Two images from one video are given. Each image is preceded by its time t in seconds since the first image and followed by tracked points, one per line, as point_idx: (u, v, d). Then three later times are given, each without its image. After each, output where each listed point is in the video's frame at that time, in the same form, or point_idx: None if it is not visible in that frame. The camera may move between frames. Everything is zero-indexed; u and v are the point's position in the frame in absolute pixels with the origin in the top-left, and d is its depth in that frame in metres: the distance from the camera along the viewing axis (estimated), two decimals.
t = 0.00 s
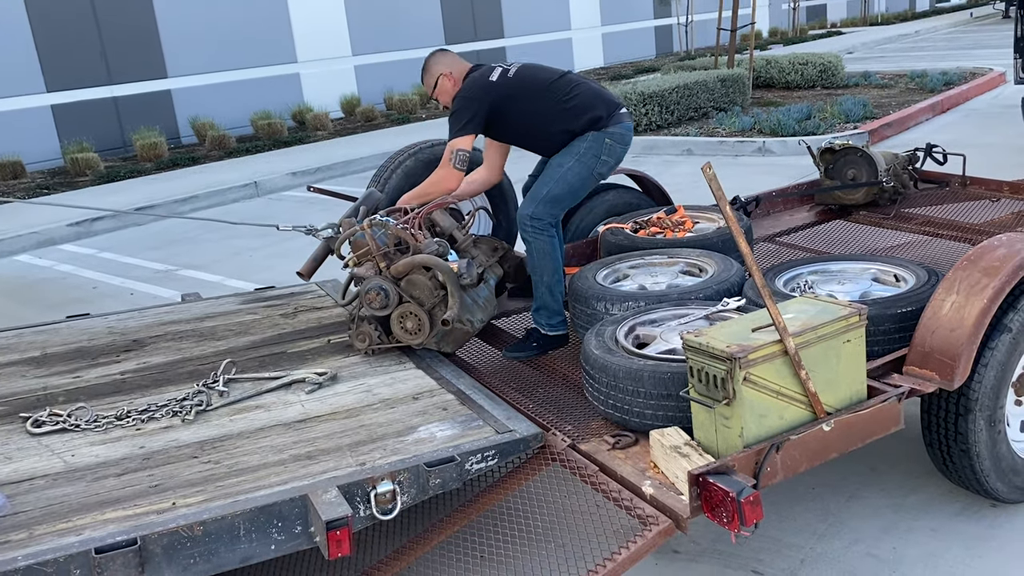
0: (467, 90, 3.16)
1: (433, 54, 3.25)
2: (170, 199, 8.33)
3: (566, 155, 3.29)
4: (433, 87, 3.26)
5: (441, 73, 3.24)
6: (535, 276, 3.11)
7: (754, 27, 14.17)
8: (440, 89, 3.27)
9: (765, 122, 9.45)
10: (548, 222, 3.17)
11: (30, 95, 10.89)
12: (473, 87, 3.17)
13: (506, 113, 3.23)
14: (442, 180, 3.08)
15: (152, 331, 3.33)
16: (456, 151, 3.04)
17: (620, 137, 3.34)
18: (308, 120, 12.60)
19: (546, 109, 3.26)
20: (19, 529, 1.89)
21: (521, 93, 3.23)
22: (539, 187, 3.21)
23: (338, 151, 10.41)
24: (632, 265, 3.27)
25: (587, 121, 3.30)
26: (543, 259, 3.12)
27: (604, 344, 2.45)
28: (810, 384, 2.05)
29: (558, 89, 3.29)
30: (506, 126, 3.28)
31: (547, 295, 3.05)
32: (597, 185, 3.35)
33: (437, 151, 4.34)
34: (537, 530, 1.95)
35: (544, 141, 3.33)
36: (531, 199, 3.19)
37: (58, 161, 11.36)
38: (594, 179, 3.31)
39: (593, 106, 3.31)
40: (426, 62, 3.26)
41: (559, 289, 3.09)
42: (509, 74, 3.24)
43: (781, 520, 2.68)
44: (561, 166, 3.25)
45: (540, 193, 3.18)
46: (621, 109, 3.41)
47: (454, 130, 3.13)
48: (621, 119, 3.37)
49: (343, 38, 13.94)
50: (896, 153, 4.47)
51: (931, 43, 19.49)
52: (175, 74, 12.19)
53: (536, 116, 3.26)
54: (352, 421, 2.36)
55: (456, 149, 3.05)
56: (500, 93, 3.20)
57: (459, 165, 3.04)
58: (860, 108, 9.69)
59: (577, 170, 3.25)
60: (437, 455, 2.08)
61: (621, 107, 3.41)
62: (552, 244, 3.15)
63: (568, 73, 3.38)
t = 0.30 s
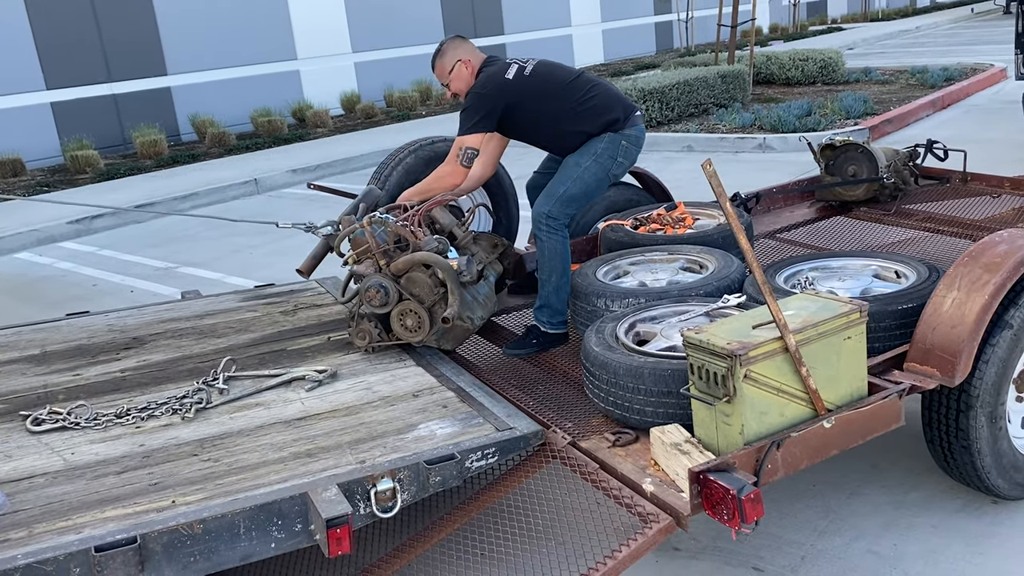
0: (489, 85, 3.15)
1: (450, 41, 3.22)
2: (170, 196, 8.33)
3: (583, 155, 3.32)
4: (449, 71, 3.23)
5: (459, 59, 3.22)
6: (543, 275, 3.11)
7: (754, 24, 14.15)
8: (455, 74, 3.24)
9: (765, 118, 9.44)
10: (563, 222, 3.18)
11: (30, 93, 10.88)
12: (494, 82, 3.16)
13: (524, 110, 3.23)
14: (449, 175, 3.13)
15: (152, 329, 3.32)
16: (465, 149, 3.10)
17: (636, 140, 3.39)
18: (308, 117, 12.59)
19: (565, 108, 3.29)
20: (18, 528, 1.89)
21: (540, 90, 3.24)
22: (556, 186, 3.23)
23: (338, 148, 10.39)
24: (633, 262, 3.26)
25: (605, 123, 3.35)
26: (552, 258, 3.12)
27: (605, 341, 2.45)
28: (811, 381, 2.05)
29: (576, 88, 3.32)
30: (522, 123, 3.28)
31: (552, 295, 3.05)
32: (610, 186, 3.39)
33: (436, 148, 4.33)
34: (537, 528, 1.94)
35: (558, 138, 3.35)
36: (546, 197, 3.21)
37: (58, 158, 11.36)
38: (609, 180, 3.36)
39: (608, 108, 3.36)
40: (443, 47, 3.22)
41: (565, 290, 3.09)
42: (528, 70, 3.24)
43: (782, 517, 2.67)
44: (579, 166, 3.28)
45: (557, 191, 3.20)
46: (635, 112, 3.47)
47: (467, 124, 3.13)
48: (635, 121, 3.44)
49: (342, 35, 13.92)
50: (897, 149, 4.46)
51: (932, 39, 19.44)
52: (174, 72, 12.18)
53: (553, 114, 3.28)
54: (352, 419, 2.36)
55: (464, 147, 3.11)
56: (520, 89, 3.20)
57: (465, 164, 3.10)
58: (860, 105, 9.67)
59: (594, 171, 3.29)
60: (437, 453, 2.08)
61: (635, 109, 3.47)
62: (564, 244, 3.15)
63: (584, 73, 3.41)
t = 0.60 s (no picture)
0: (485, 78, 3.12)
1: (439, 35, 3.15)
2: (171, 194, 8.32)
3: (578, 146, 3.30)
4: (443, 66, 3.17)
5: (453, 53, 3.15)
6: (544, 270, 3.10)
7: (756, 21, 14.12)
8: (450, 68, 3.18)
9: (767, 115, 9.42)
10: (563, 216, 3.17)
11: (31, 91, 10.88)
12: (489, 74, 3.13)
13: (520, 100, 3.21)
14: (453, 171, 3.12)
15: (152, 327, 3.32)
16: (464, 143, 3.08)
17: (630, 128, 3.38)
18: (309, 114, 12.59)
19: (559, 99, 3.26)
20: (19, 525, 1.89)
21: (535, 80, 3.21)
22: (553, 179, 3.22)
23: (339, 146, 10.39)
24: (634, 259, 3.26)
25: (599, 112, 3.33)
26: (554, 252, 3.10)
27: (606, 338, 2.45)
28: (813, 377, 2.04)
29: (571, 77, 3.29)
30: (519, 113, 3.26)
31: (553, 290, 3.04)
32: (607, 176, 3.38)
33: (436, 144, 4.31)
34: (539, 525, 1.94)
35: (555, 128, 3.32)
36: (545, 192, 3.20)
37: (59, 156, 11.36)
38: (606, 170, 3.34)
39: (603, 95, 3.34)
40: (433, 40, 3.15)
41: (566, 285, 3.08)
42: (523, 59, 3.21)
43: (784, 514, 2.67)
44: (575, 158, 3.26)
45: (555, 185, 3.19)
46: (630, 97, 3.44)
47: (466, 119, 3.12)
48: (630, 108, 3.41)
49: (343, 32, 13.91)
50: (899, 146, 4.45)
51: (934, 35, 19.41)
52: (175, 69, 12.17)
53: (548, 105, 3.25)
54: (354, 416, 2.36)
55: (463, 141, 3.09)
56: (516, 79, 3.17)
57: (464, 158, 3.09)
58: (862, 101, 9.66)
59: (590, 162, 3.27)
60: (439, 450, 2.08)
61: (630, 95, 3.44)
62: (565, 238, 3.14)
63: (578, 60, 3.38)
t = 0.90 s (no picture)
0: (489, 64, 3.03)
1: (429, 26, 3.02)
2: (172, 192, 8.32)
3: (574, 142, 3.27)
4: (435, 56, 3.03)
5: (444, 43, 3.03)
6: (549, 269, 3.08)
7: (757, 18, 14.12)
8: (442, 59, 3.04)
9: (768, 112, 9.41)
10: (567, 216, 3.17)
11: (32, 89, 10.89)
12: (492, 60, 3.03)
13: (521, 87, 3.14)
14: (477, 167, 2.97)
15: (153, 325, 3.32)
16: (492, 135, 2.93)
17: (623, 117, 3.34)
18: (309, 112, 12.59)
19: (554, 91, 3.20)
20: (20, 523, 1.89)
21: (535, 66, 3.14)
22: (553, 179, 3.20)
23: (340, 143, 10.39)
24: (635, 257, 3.25)
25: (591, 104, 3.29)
26: (559, 252, 3.09)
27: (606, 336, 2.44)
28: (814, 375, 2.04)
29: (567, 64, 3.24)
30: (519, 100, 3.18)
31: (557, 290, 3.03)
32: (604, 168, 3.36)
33: (436, 142, 4.30)
34: (539, 524, 1.94)
35: (552, 116, 3.27)
36: (547, 193, 3.20)
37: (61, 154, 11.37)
38: (602, 163, 3.32)
39: (597, 82, 3.30)
40: (425, 33, 3.02)
41: (570, 285, 3.06)
42: (521, 44, 3.13)
43: (784, 512, 2.67)
44: (572, 155, 3.23)
45: (555, 186, 3.17)
46: (622, 87, 3.41)
47: (484, 106, 2.96)
48: (621, 97, 3.37)
49: (345, 30, 13.91)
50: (901, 144, 4.43)
51: (936, 32, 19.39)
52: (176, 67, 12.17)
53: (544, 97, 3.20)
54: (354, 414, 2.36)
55: (489, 132, 2.94)
56: (516, 65, 3.10)
57: (497, 150, 2.95)
58: (863, 98, 9.65)
59: (587, 157, 3.25)
60: (439, 448, 2.08)
61: (620, 84, 3.41)
62: (570, 238, 3.13)
63: (570, 48, 3.33)
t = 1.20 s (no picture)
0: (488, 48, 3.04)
1: (421, 12, 3.06)
2: (173, 190, 8.33)
3: (573, 140, 3.26)
4: (425, 45, 3.08)
5: (433, 32, 3.06)
6: (552, 269, 3.09)
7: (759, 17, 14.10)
8: (431, 49, 3.09)
9: (770, 110, 9.40)
10: (569, 214, 3.17)
11: (34, 87, 10.89)
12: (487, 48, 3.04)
13: (520, 73, 3.14)
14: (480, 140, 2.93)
15: (155, 322, 3.32)
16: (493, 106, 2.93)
17: (619, 112, 3.31)
18: (311, 110, 12.60)
19: (549, 85, 3.19)
20: (22, 520, 1.89)
21: (533, 54, 3.14)
22: (554, 178, 3.19)
23: (342, 142, 10.39)
24: (636, 255, 3.26)
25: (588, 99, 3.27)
26: (562, 250, 3.10)
27: (607, 334, 2.45)
28: (815, 373, 2.04)
29: (564, 55, 3.22)
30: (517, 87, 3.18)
31: (561, 289, 3.03)
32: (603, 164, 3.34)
33: (437, 141, 4.29)
34: (541, 521, 1.94)
35: (551, 107, 3.25)
36: (549, 192, 3.19)
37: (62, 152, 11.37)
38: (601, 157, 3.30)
39: (596, 75, 3.28)
40: (415, 22, 3.07)
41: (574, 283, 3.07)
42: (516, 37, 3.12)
43: (784, 510, 2.67)
44: (570, 153, 3.22)
45: (557, 185, 3.17)
46: (619, 81, 3.37)
47: (485, 85, 2.97)
48: (618, 91, 3.34)
49: (346, 28, 13.90)
50: (902, 142, 4.43)
51: (938, 31, 19.37)
52: (178, 65, 12.16)
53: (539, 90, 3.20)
54: (355, 412, 2.36)
55: (491, 105, 2.94)
56: (515, 51, 3.10)
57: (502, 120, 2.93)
58: (866, 96, 9.63)
59: (586, 154, 3.23)
60: (440, 445, 2.08)
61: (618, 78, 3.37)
62: (573, 236, 3.14)
63: (570, 40, 3.32)
